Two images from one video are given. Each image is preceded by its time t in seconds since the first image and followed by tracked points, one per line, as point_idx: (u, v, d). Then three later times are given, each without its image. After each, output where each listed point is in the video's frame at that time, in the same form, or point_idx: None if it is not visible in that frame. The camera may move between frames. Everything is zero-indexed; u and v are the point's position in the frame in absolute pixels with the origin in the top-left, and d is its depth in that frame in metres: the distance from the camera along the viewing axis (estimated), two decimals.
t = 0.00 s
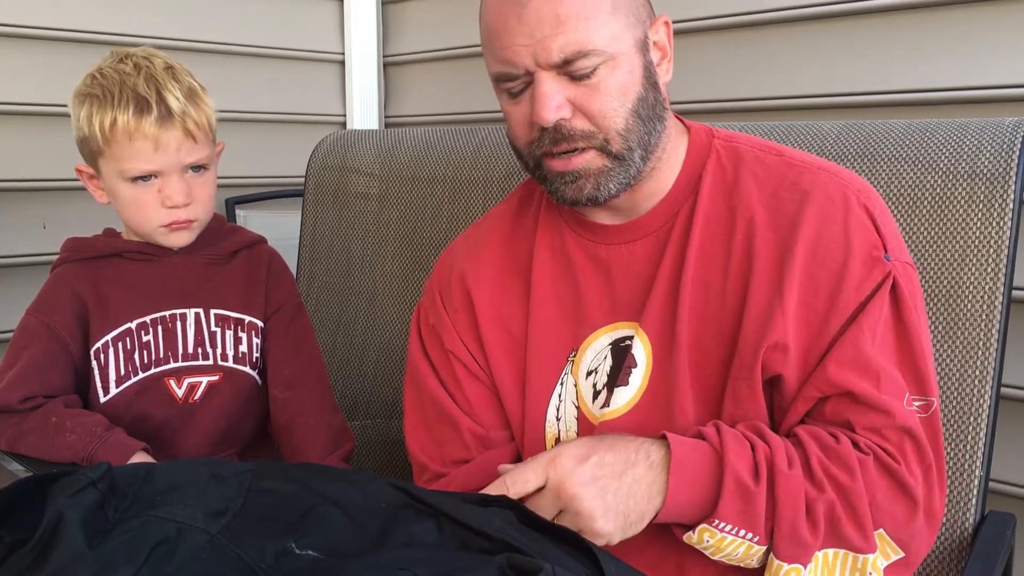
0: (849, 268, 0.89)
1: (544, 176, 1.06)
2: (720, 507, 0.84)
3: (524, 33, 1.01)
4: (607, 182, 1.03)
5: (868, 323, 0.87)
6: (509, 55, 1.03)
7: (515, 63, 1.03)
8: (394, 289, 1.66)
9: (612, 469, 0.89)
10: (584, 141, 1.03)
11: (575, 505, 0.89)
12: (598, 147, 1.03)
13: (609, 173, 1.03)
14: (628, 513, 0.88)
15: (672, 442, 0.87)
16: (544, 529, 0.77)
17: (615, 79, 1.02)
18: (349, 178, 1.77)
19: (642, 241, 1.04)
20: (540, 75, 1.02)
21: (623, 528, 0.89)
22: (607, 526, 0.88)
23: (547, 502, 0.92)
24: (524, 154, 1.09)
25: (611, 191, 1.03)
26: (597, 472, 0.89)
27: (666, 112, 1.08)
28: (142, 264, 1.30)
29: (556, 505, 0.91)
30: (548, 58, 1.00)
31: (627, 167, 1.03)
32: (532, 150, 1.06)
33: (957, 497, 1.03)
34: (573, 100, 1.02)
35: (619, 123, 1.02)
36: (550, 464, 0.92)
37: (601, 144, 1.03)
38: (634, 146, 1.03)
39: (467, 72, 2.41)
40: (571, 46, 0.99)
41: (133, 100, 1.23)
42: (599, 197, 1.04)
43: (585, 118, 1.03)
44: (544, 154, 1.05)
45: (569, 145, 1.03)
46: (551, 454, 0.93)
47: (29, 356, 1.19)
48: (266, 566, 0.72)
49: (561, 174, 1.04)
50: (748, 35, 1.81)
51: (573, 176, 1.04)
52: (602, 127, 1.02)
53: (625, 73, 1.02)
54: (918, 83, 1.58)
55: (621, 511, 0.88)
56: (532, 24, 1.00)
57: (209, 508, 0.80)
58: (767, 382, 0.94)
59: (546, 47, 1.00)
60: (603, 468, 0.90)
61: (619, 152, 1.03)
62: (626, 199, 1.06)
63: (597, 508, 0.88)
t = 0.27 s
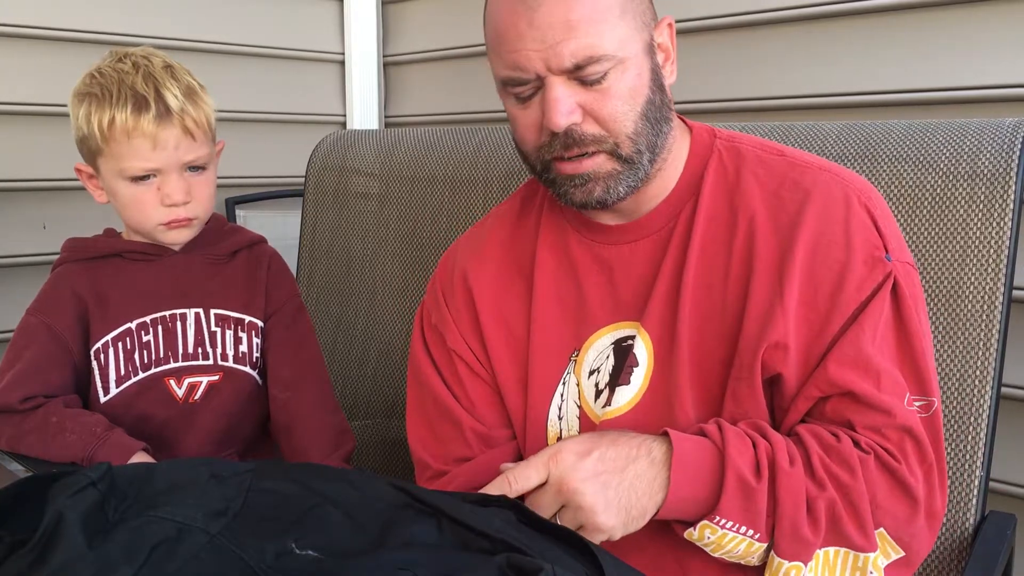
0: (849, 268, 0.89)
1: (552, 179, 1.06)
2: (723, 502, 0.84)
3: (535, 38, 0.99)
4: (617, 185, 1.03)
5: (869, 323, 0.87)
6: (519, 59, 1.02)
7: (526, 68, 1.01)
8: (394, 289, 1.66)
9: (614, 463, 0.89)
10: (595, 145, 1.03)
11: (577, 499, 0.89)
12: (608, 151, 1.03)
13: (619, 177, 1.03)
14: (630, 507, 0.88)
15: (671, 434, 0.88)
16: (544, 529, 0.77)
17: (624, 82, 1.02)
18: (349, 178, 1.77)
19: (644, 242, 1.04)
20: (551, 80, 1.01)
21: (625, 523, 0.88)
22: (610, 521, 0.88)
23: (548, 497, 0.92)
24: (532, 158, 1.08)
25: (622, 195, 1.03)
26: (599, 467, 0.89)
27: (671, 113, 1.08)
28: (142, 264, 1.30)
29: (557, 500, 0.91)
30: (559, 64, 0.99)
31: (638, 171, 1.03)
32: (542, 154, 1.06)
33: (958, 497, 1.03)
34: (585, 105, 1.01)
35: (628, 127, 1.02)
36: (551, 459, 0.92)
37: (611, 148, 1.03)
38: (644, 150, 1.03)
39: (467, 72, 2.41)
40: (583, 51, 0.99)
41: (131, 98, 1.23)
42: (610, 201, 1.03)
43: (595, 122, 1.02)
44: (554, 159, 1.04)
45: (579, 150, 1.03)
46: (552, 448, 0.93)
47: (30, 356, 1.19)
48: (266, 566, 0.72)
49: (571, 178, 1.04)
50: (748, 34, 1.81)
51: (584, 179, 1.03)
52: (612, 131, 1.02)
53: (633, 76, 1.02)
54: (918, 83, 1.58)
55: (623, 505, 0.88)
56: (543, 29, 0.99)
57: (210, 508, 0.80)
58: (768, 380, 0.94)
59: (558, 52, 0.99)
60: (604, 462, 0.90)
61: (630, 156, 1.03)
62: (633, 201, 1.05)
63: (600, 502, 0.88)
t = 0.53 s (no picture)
0: (849, 268, 0.89)
1: (554, 182, 1.05)
2: (723, 464, 0.84)
3: (536, 40, 0.99)
4: (619, 188, 1.03)
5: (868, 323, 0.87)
6: (521, 62, 1.02)
7: (528, 70, 1.01)
8: (394, 288, 1.66)
9: (632, 397, 0.85)
10: (597, 148, 1.03)
11: (596, 411, 0.81)
12: (610, 153, 1.03)
13: (621, 179, 1.03)
14: (633, 445, 0.84)
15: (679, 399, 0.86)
16: (544, 530, 0.77)
17: (626, 85, 1.01)
18: (349, 178, 1.77)
19: (644, 243, 1.04)
20: (552, 82, 1.01)
21: (620, 459, 0.83)
22: (614, 447, 0.82)
23: (564, 396, 0.82)
24: (533, 161, 1.08)
25: (624, 197, 1.03)
26: (620, 392, 0.84)
27: (672, 115, 1.08)
28: (141, 264, 1.30)
29: (574, 402, 0.82)
30: (561, 66, 0.99)
31: (639, 173, 1.03)
32: (543, 157, 1.05)
33: (957, 497, 1.03)
34: (587, 107, 1.01)
35: (630, 129, 1.02)
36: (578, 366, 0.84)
37: (613, 150, 1.03)
38: (646, 152, 1.03)
39: (467, 72, 2.42)
40: (584, 53, 0.99)
41: (128, 100, 1.23)
42: (612, 203, 1.03)
43: (597, 124, 1.02)
44: (556, 161, 1.04)
45: (581, 152, 1.03)
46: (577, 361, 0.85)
47: (29, 356, 1.19)
48: (266, 566, 0.72)
49: (573, 180, 1.03)
50: (748, 34, 1.81)
51: (586, 182, 1.03)
52: (614, 133, 1.02)
53: (635, 79, 1.02)
54: (918, 83, 1.58)
55: (629, 439, 0.83)
56: (544, 31, 0.99)
57: (209, 508, 0.80)
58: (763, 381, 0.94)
59: (559, 54, 0.99)
60: (624, 391, 0.85)
61: (631, 158, 1.02)
62: (635, 202, 1.05)
63: (614, 421, 0.82)
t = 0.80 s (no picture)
0: (848, 269, 0.90)
1: (546, 184, 1.05)
2: (718, 472, 0.84)
3: (526, 43, 1.00)
4: (611, 190, 1.03)
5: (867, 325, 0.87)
6: (511, 64, 1.02)
7: (518, 72, 1.01)
8: (394, 288, 1.66)
9: (623, 409, 0.86)
10: (588, 150, 1.02)
11: (592, 430, 0.83)
12: (601, 155, 1.03)
13: (613, 181, 1.03)
14: (635, 456, 0.85)
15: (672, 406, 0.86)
16: (544, 529, 0.77)
17: (618, 87, 1.01)
18: (349, 178, 1.77)
19: (642, 244, 1.04)
20: (543, 85, 1.01)
21: (627, 471, 0.85)
22: (618, 460, 0.84)
23: (559, 420, 0.85)
24: (526, 162, 1.08)
25: (616, 198, 1.03)
26: (614, 406, 0.85)
27: (668, 117, 1.08)
28: (139, 263, 1.30)
29: (571, 425, 0.84)
30: (551, 68, 0.99)
31: (631, 174, 1.03)
32: (535, 159, 1.05)
33: (957, 497, 1.03)
34: (578, 109, 1.01)
35: (621, 131, 1.02)
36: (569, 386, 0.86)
37: (604, 152, 1.03)
38: (637, 153, 1.03)
39: (467, 72, 2.41)
40: (575, 55, 0.98)
41: (136, 98, 1.23)
42: (603, 204, 1.03)
43: (588, 126, 1.02)
44: (547, 163, 1.04)
45: (573, 154, 1.02)
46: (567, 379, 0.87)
47: (28, 356, 1.19)
48: (266, 566, 0.71)
49: (564, 182, 1.03)
50: (748, 34, 1.81)
51: (578, 184, 1.03)
52: (605, 135, 1.02)
53: (627, 81, 1.02)
54: (918, 83, 1.58)
55: (630, 451, 0.84)
56: (534, 34, 0.99)
57: (209, 509, 0.80)
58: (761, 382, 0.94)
59: (550, 56, 0.99)
60: (617, 404, 0.86)
61: (623, 160, 1.02)
62: (629, 204, 1.05)
63: (613, 437, 0.83)
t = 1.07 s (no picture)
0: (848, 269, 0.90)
1: (524, 181, 1.08)
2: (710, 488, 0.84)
3: (497, 42, 1.01)
4: (585, 191, 1.04)
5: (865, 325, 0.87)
6: (484, 64, 1.04)
7: (490, 71, 1.04)
8: (394, 288, 1.66)
9: (601, 443, 0.89)
10: (559, 151, 1.04)
11: (568, 469, 0.87)
12: (572, 156, 1.04)
13: (584, 181, 1.04)
14: (623, 484, 0.86)
15: (661, 424, 0.88)
16: (543, 529, 0.77)
17: (591, 88, 1.02)
18: (349, 178, 1.77)
19: (641, 245, 1.04)
20: (514, 84, 1.03)
21: (620, 504, 0.86)
22: (605, 495, 0.85)
23: (541, 476, 0.89)
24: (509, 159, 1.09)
25: (587, 199, 1.04)
26: (590, 442, 0.89)
27: (652, 118, 1.08)
28: (136, 263, 1.30)
29: (551, 476, 0.88)
30: (520, 68, 1.01)
31: (604, 176, 1.04)
32: (512, 157, 1.08)
33: (957, 497, 1.03)
34: (547, 110, 1.02)
35: (591, 133, 1.03)
36: (541, 438, 0.90)
37: (575, 153, 1.04)
38: (610, 155, 1.04)
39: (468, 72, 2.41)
40: (543, 56, 1.00)
41: (155, 99, 1.23)
42: (576, 204, 1.05)
43: (558, 127, 1.03)
44: (521, 162, 1.06)
45: (542, 155, 1.04)
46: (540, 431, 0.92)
47: (27, 356, 1.19)
48: (266, 566, 0.72)
49: (537, 181, 1.05)
50: (748, 34, 1.81)
51: (552, 185, 1.05)
52: (574, 137, 1.03)
53: (601, 82, 1.02)
54: (919, 83, 1.58)
55: (617, 482, 0.86)
56: (505, 34, 1.01)
57: (209, 509, 0.80)
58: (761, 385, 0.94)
59: (518, 57, 1.00)
60: (595, 439, 0.89)
61: (594, 161, 1.04)
62: (605, 205, 1.07)
63: (593, 474, 0.86)
